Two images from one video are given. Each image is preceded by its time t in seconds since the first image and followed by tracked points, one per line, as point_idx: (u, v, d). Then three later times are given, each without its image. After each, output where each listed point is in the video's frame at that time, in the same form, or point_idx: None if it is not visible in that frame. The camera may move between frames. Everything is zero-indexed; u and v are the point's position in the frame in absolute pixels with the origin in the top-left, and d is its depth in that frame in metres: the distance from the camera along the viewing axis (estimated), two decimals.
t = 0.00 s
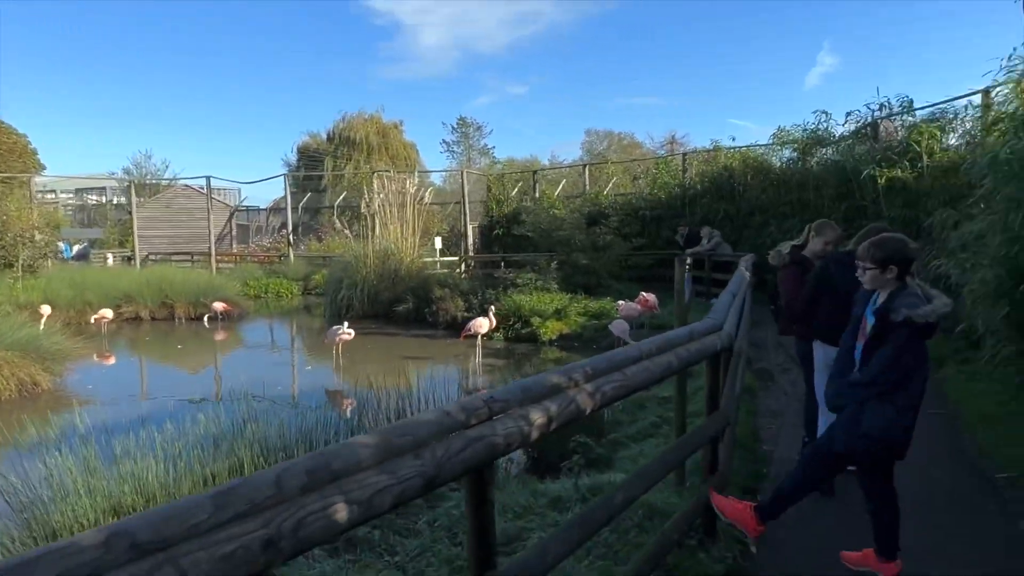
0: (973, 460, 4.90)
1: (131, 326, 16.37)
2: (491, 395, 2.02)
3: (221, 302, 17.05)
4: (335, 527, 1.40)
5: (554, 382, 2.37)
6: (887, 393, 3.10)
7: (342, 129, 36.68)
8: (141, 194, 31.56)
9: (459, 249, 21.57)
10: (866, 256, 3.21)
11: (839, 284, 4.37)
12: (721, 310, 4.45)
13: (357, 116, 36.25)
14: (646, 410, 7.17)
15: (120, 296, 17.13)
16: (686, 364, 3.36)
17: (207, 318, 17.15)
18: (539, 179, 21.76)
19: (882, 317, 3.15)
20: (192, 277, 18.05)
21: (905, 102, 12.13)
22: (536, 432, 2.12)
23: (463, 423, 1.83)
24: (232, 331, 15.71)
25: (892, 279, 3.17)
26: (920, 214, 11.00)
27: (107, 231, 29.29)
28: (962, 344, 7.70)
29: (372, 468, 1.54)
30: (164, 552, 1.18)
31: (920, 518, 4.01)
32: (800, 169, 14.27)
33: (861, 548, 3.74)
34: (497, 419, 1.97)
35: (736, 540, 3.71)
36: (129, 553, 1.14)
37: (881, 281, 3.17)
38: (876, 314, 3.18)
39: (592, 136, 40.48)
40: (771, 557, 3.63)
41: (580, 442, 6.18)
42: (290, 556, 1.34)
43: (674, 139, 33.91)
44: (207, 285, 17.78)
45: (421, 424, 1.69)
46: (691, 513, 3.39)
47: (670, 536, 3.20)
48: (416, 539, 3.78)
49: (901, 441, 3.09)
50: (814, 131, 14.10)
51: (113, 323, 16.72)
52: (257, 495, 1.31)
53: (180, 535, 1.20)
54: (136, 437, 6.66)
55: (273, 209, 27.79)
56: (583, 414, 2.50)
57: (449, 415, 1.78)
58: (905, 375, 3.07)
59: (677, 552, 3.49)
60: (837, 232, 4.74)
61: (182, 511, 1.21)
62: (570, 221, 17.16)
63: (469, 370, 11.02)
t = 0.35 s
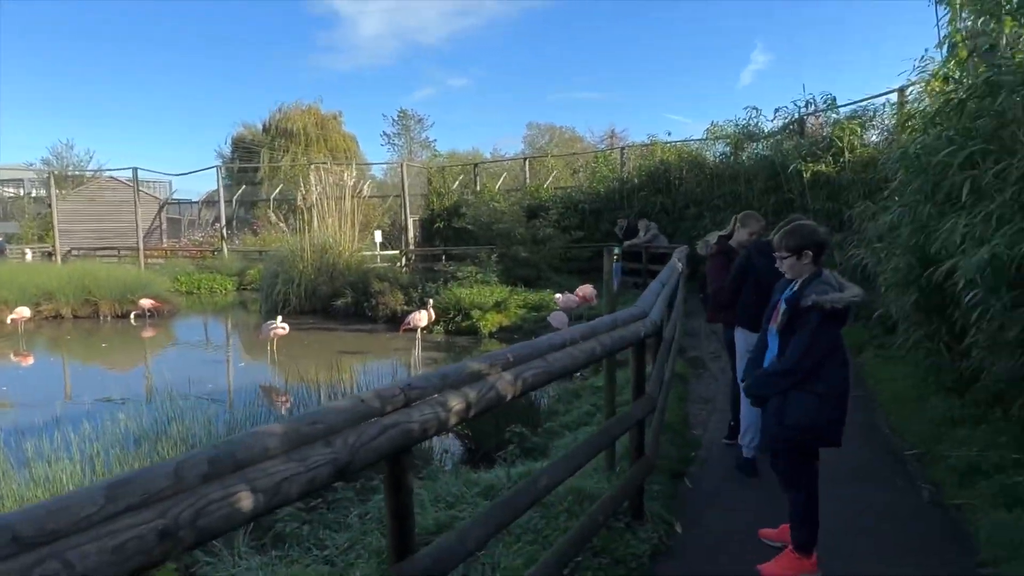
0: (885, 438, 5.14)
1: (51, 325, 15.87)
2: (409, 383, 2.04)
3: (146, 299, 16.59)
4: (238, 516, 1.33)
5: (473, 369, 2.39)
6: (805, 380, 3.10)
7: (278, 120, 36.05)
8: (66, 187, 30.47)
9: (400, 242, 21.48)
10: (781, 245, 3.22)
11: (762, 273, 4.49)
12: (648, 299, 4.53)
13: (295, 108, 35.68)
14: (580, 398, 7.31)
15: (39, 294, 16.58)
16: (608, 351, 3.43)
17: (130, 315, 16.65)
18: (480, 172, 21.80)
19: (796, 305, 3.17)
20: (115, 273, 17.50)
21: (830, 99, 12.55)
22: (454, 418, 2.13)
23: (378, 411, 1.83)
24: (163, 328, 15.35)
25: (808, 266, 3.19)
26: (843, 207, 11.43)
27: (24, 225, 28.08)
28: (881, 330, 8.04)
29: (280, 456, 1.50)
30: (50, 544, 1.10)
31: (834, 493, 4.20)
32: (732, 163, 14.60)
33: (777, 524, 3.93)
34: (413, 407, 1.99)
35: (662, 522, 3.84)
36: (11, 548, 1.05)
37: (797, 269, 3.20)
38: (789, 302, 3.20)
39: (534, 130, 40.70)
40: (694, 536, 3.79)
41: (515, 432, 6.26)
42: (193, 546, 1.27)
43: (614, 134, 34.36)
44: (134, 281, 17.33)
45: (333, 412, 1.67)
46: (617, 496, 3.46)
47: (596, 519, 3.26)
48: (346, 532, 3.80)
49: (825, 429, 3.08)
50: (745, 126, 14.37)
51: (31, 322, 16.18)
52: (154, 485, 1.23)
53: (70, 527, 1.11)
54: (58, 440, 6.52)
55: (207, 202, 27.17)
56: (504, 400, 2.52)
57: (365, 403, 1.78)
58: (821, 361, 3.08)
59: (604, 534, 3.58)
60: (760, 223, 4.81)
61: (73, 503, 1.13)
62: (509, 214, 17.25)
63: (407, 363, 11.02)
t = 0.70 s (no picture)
0: (850, 427, 5.23)
1: (13, 323, 15.56)
2: (376, 375, 2.03)
3: (111, 296, 16.33)
4: (199, 511, 1.32)
5: (440, 361, 2.38)
6: (780, 374, 3.13)
7: (247, 114, 35.64)
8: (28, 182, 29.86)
9: (372, 238, 21.37)
10: (750, 240, 3.26)
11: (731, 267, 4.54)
12: (619, 292, 4.55)
13: (264, 102, 35.29)
14: (552, 391, 7.34)
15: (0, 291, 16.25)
16: (579, 342, 3.44)
17: (93, 313, 16.38)
18: (453, 167, 21.76)
19: (769, 300, 3.20)
20: (79, 270, 17.19)
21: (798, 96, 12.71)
22: (422, 411, 2.13)
23: (344, 404, 1.82)
24: (129, 325, 15.13)
25: (778, 260, 3.23)
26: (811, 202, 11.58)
27: None
28: (847, 322, 8.17)
29: (242, 450, 1.49)
30: None
31: (800, 481, 4.28)
32: (703, 158, 14.65)
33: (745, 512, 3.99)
34: (380, 399, 1.98)
35: (632, 512, 3.88)
36: None
37: (768, 263, 3.23)
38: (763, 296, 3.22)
39: (508, 125, 40.72)
40: (663, 526, 3.83)
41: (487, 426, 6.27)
42: (151, 541, 1.25)
43: (587, 129, 34.49)
44: (99, 278, 17.05)
45: (297, 404, 1.66)
46: (588, 487, 3.48)
47: (566, 510, 3.28)
48: (316, 528, 3.78)
49: (802, 423, 3.11)
50: (715, 122, 14.29)
51: None
52: (110, 481, 1.22)
53: (21, 523, 1.10)
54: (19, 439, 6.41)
55: (175, 198, 26.81)
56: (473, 392, 2.52)
57: (330, 396, 1.77)
58: (797, 352, 3.11)
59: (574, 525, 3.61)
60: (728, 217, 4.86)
61: (25, 499, 1.12)
62: (482, 209, 17.25)
63: (379, 359, 10.99)
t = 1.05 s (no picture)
0: (845, 422, 5.25)
1: (7, 320, 15.51)
2: (372, 371, 2.03)
3: (105, 293, 16.28)
4: (195, 505, 1.32)
5: (437, 357, 2.39)
6: (775, 369, 3.08)
7: (241, 110, 35.54)
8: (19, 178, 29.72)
9: (367, 235, 21.36)
10: (737, 234, 3.26)
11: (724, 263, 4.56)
12: (614, 288, 4.55)
13: (259, 99, 35.22)
14: (547, 387, 7.35)
15: None
16: (575, 339, 3.44)
17: (85, 310, 16.32)
18: (448, 164, 21.74)
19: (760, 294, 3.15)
20: (72, 267, 17.14)
21: (793, 93, 12.74)
22: (419, 406, 2.13)
23: (340, 399, 1.82)
24: (123, 322, 15.09)
25: (763, 253, 3.22)
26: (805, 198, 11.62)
27: None
28: (841, 319, 8.20)
29: (239, 445, 1.49)
30: None
31: (795, 476, 4.29)
32: (698, 156, 14.67)
33: (740, 507, 4.00)
34: (377, 394, 1.98)
35: (628, 508, 3.90)
36: None
37: (756, 256, 3.22)
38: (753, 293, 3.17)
39: (503, 122, 40.72)
40: (659, 522, 3.85)
41: (483, 423, 6.27)
42: (148, 535, 1.25)
43: (582, 127, 34.49)
44: (92, 274, 17.00)
45: (294, 399, 1.66)
46: (584, 483, 3.48)
47: (563, 506, 3.28)
48: (312, 525, 3.77)
49: (799, 417, 3.07)
50: (711, 119, 14.31)
51: None
52: (106, 476, 1.22)
53: (17, 518, 1.10)
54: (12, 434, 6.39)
55: (168, 195, 26.75)
56: (470, 388, 2.51)
57: (327, 391, 1.77)
58: (792, 347, 3.05)
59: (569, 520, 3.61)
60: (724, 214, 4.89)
61: (22, 495, 1.11)
62: (477, 206, 17.26)
63: (375, 356, 10.98)
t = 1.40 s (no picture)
0: (850, 422, 5.24)
1: (12, 316, 15.54)
2: (379, 368, 2.03)
3: (109, 290, 16.31)
4: (203, 502, 1.32)
5: (444, 354, 2.39)
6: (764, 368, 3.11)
7: (245, 107, 35.55)
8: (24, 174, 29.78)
9: (371, 232, 21.36)
10: (729, 230, 3.25)
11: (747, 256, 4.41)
12: (619, 286, 4.55)
13: (263, 96, 35.26)
14: (552, 384, 7.35)
15: None
16: (581, 337, 3.43)
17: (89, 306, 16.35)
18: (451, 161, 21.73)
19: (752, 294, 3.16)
20: (76, 263, 17.16)
21: (798, 91, 12.69)
22: (425, 403, 2.12)
23: (347, 396, 1.82)
24: (127, 319, 15.11)
25: (757, 250, 3.21)
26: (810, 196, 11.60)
27: None
28: (846, 318, 8.19)
29: (246, 441, 1.48)
30: (5, 530, 1.08)
31: (799, 475, 4.28)
32: (703, 154, 14.62)
33: (745, 506, 3.99)
34: (384, 391, 1.98)
35: (632, 506, 3.90)
36: None
37: (750, 253, 3.21)
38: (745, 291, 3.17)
39: (506, 119, 40.68)
40: (664, 520, 3.84)
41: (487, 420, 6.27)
42: (157, 532, 1.25)
43: (586, 124, 34.44)
44: (96, 271, 17.03)
45: (301, 396, 1.66)
46: (589, 481, 3.48)
47: (567, 503, 3.27)
48: (317, 522, 3.77)
49: (786, 414, 3.11)
50: (715, 117, 14.27)
51: None
52: (116, 472, 1.22)
53: (25, 514, 1.10)
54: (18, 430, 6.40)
55: (172, 191, 26.78)
56: (476, 385, 2.51)
57: (334, 388, 1.77)
58: (782, 345, 3.08)
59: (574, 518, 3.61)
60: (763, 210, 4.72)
61: (30, 491, 1.11)
62: (481, 203, 17.26)
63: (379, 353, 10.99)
